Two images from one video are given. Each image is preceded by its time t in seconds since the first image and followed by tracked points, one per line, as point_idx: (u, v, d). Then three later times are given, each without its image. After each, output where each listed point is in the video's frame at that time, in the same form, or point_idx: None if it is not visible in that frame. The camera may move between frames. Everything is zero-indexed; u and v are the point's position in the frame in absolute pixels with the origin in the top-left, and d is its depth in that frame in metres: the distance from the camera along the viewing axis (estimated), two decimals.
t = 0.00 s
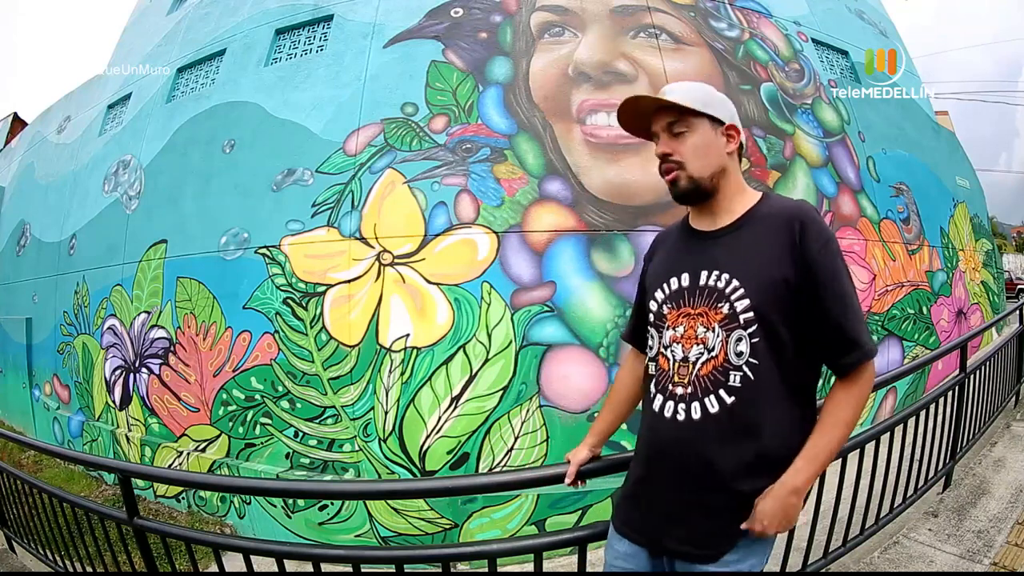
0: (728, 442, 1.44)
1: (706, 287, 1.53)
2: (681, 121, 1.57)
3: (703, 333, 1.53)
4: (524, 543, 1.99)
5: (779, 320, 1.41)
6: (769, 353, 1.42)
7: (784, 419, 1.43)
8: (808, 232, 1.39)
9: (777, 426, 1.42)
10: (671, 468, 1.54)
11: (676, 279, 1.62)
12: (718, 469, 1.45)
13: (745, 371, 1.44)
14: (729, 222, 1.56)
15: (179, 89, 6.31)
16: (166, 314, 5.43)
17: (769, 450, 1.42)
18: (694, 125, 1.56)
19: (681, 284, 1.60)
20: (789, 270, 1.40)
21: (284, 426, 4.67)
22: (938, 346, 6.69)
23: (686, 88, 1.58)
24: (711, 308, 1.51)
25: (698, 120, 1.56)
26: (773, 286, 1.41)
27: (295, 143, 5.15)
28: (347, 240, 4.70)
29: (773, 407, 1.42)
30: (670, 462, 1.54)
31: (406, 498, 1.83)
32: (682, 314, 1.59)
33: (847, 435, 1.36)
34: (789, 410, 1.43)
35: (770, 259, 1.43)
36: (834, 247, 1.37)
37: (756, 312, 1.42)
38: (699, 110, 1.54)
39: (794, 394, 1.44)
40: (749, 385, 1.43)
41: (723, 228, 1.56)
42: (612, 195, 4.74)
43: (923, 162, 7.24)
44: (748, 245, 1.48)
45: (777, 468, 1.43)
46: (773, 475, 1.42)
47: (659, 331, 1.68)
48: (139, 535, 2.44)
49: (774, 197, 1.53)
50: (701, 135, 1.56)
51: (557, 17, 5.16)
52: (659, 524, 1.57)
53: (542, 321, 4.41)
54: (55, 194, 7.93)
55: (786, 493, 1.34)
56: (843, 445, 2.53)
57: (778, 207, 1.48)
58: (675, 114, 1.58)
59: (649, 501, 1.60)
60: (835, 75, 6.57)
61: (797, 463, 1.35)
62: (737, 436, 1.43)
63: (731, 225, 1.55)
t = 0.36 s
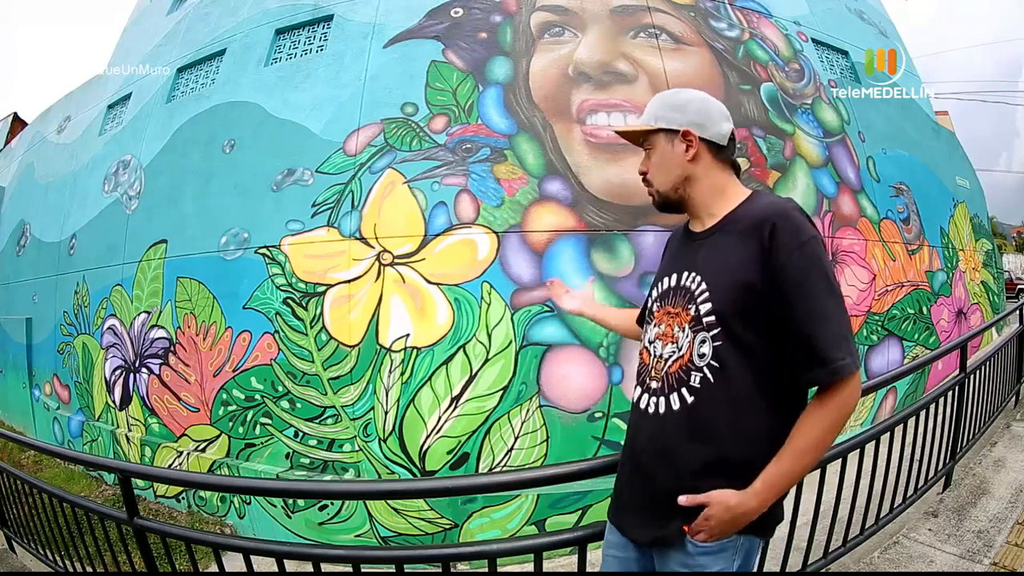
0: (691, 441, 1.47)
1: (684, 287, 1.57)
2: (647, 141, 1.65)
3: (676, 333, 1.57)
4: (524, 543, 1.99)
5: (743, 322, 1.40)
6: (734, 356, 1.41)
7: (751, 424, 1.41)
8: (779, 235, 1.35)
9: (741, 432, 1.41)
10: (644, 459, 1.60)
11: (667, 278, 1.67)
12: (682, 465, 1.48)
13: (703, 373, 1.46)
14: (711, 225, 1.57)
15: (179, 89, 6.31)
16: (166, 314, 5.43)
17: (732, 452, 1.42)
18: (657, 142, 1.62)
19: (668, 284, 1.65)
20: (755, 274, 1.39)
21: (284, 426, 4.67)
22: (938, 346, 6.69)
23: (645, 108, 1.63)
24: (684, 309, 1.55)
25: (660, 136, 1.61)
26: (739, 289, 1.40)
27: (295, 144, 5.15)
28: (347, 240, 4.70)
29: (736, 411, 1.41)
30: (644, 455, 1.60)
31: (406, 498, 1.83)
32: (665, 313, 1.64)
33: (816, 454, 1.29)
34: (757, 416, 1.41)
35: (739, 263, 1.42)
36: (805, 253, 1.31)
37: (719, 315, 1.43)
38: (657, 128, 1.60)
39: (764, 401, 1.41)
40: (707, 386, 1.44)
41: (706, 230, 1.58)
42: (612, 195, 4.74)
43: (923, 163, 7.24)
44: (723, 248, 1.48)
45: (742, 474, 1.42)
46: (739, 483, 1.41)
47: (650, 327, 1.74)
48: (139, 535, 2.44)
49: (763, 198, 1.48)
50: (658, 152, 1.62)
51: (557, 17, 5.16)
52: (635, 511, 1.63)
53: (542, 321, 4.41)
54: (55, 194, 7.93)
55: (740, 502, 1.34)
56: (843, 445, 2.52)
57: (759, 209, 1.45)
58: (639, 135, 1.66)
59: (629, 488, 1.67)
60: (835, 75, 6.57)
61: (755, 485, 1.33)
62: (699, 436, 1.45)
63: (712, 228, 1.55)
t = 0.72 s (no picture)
0: (681, 441, 1.48)
1: (680, 290, 1.57)
2: (654, 139, 1.65)
3: (671, 334, 1.59)
4: (524, 543, 1.99)
5: (733, 327, 1.41)
6: (724, 360, 1.42)
7: (742, 428, 1.41)
8: (770, 242, 1.35)
9: (730, 434, 1.42)
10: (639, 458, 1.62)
11: (666, 280, 1.68)
12: (673, 465, 1.50)
13: (694, 375, 1.47)
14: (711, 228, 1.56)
15: (179, 89, 6.31)
16: (166, 314, 5.43)
17: (721, 455, 1.42)
18: (665, 142, 1.61)
19: (667, 285, 1.65)
20: (745, 280, 1.38)
21: (284, 426, 4.67)
22: (938, 346, 6.69)
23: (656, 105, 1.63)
24: (679, 311, 1.55)
25: (669, 136, 1.61)
26: (728, 294, 1.41)
27: (295, 144, 5.15)
28: (347, 240, 4.70)
29: (725, 414, 1.42)
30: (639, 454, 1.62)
31: (406, 498, 1.83)
32: (663, 314, 1.65)
33: (798, 460, 1.29)
34: (748, 420, 1.41)
35: (731, 268, 1.42)
36: (795, 261, 1.30)
37: (710, 319, 1.44)
38: (666, 128, 1.60)
39: (754, 405, 1.41)
40: (697, 389, 1.46)
41: (705, 234, 1.57)
42: (612, 195, 4.74)
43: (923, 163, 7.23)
44: (717, 252, 1.48)
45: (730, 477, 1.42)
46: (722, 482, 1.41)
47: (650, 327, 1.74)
48: (138, 534, 2.44)
49: (763, 203, 1.47)
50: (665, 152, 1.61)
51: (557, 17, 5.16)
52: (629, 508, 1.66)
53: (542, 321, 4.41)
54: (55, 194, 7.93)
55: (718, 497, 1.34)
56: (843, 445, 2.52)
57: (757, 214, 1.44)
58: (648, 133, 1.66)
59: (625, 485, 1.69)
60: (835, 75, 6.57)
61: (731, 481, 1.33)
62: (690, 437, 1.46)
63: (711, 231, 1.55)
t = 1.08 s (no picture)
0: (692, 440, 1.47)
1: (683, 288, 1.55)
2: (688, 133, 1.54)
3: (677, 333, 1.56)
4: (524, 543, 1.99)
5: (745, 323, 1.41)
6: (736, 356, 1.42)
7: (751, 421, 1.43)
8: (776, 238, 1.38)
9: (742, 429, 1.42)
10: (645, 461, 1.58)
11: (661, 281, 1.65)
12: (686, 466, 1.47)
13: (708, 371, 1.45)
14: (711, 228, 1.56)
15: (179, 89, 6.31)
16: (166, 314, 5.43)
17: (734, 451, 1.42)
18: (699, 140, 1.54)
19: (664, 285, 1.63)
20: (755, 276, 1.40)
21: (284, 426, 4.67)
22: (938, 346, 6.69)
23: (691, 98, 1.54)
24: (685, 310, 1.53)
25: (704, 135, 1.54)
26: (739, 291, 1.41)
27: (295, 143, 5.15)
28: (347, 240, 4.70)
29: (737, 409, 1.42)
30: (646, 459, 1.58)
31: (406, 498, 1.83)
32: (663, 314, 1.62)
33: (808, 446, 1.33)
34: (757, 413, 1.43)
35: (738, 264, 1.43)
36: (801, 255, 1.34)
37: (722, 316, 1.43)
38: (707, 127, 1.52)
39: (763, 400, 1.43)
40: (711, 385, 1.45)
41: (704, 233, 1.57)
42: (612, 195, 4.74)
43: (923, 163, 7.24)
44: (721, 250, 1.49)
45: (744, 474, 1.42)
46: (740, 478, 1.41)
47: (644, 328, 1.72)
48: (138, 535, 2.44)
49: (757, 203, 1.51)
50: (699, 150, 1.54)
51: (557, 17, 5.16)
52: (638, 516, 1.61)
53: (542, 321, 4.41)
54: (55, 194, 7.93)
55: (741, 497, 1.35)
56: (843, 445, 2.52)
57: (756, 212, 1.47)
58: (678, 123, 1.55)
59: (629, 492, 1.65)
60: (835, 76, 6.57)
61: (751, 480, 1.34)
62: (704, 436, 1.45)
63: (712, 230, 1.55)
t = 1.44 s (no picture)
0: (698, 443, 1.47)
1: (686, 291, 1.54)
2: (688, 134, 1.54)
3: (681, 336, 1.55)
4: (524, 543, 1.99)
5: (751, 326, 1.41)
6: (741, 359, 1.42)
7: (755, 423, 1.43)
8: (782, 241, 1.38)
9: (747, 430, 1.43)
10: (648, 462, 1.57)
11: (660, 284, 1.64)
12: (692, 470, 1.47)
13: (716, 374, 1.45)
14: (711, 231, 1.56)
15: (179, 89, 6.31)
16: (166, 314, 5.43)
17: (738, 453, 1.43)
18: (699, 141, 1.54)
19: (664, 288, 1.62)
20: (760, 279, 1.40)
21: (284, 426, 4.67)
22: (938, 346, 6.68)
23: (690, 98, 1.54)
24: (689, 313, 1.52)
25: (704, 135, 1.54)
26: (746, 294, 1.41)
27: (295, 144, 5.15)
28: (347, 240, 4.69)
29: (742, 412, 1.43)
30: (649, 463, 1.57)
31: (406, 498, 1.83)
32: (664, 317, 1.61)
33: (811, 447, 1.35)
34: (762, 415, 1.44)
35: (743, 266, 1.43)
36: (807, 259, 1.35)
37: (728, 319, 1.43)
38: (707, 127, 1.52)
39: (766, 402, 1.44)
40: (719, 388, 1.44)
41: (705, 237, 1.56)
42: (612, 195, 4.74)
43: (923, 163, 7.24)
44: (725, 253, 1.49)
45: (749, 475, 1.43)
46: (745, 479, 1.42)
47: (642, 331, 1.71)
48: (138, 534, 2.44)
49: (757, 206, 1.51)
50: (701, 150, 1.54)
51: (557, 17, 5.16)
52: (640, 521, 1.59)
53: (542, 321, 4.41)
54: (55, 194, 7.93)
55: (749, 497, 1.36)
56: (843, 445, 2.52)
57: (759, 214, 1.48)
58: (678, 125, 1.54)
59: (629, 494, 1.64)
60: (835, 75, 6.57)
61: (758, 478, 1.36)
62: (710, 438, 1.45)
63: (713, 233, 1.54)
